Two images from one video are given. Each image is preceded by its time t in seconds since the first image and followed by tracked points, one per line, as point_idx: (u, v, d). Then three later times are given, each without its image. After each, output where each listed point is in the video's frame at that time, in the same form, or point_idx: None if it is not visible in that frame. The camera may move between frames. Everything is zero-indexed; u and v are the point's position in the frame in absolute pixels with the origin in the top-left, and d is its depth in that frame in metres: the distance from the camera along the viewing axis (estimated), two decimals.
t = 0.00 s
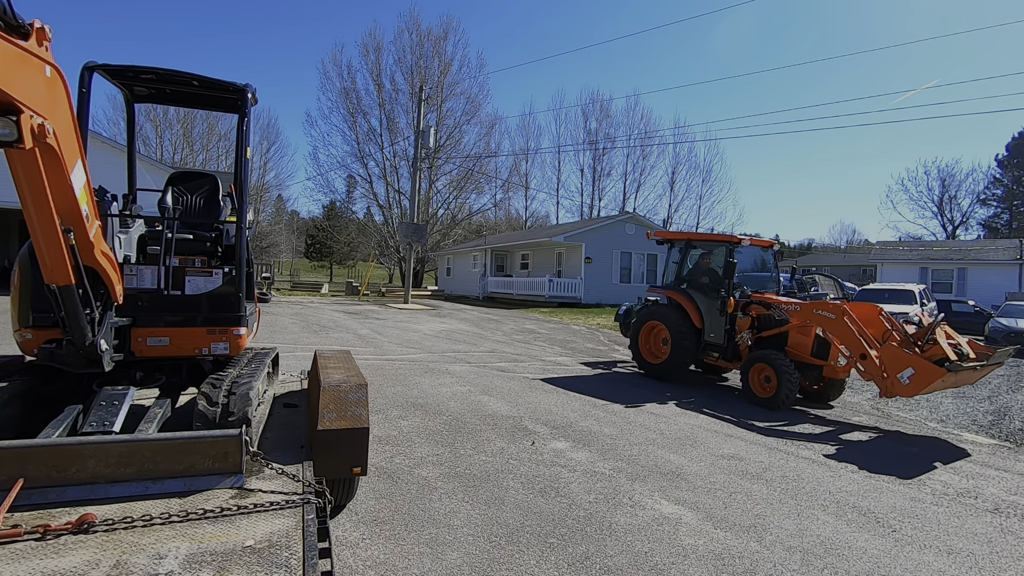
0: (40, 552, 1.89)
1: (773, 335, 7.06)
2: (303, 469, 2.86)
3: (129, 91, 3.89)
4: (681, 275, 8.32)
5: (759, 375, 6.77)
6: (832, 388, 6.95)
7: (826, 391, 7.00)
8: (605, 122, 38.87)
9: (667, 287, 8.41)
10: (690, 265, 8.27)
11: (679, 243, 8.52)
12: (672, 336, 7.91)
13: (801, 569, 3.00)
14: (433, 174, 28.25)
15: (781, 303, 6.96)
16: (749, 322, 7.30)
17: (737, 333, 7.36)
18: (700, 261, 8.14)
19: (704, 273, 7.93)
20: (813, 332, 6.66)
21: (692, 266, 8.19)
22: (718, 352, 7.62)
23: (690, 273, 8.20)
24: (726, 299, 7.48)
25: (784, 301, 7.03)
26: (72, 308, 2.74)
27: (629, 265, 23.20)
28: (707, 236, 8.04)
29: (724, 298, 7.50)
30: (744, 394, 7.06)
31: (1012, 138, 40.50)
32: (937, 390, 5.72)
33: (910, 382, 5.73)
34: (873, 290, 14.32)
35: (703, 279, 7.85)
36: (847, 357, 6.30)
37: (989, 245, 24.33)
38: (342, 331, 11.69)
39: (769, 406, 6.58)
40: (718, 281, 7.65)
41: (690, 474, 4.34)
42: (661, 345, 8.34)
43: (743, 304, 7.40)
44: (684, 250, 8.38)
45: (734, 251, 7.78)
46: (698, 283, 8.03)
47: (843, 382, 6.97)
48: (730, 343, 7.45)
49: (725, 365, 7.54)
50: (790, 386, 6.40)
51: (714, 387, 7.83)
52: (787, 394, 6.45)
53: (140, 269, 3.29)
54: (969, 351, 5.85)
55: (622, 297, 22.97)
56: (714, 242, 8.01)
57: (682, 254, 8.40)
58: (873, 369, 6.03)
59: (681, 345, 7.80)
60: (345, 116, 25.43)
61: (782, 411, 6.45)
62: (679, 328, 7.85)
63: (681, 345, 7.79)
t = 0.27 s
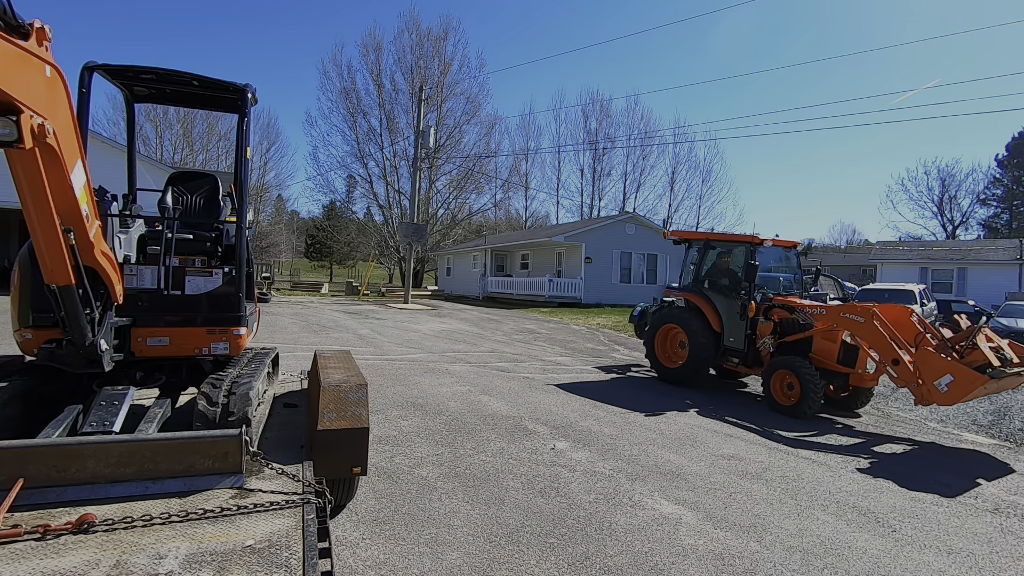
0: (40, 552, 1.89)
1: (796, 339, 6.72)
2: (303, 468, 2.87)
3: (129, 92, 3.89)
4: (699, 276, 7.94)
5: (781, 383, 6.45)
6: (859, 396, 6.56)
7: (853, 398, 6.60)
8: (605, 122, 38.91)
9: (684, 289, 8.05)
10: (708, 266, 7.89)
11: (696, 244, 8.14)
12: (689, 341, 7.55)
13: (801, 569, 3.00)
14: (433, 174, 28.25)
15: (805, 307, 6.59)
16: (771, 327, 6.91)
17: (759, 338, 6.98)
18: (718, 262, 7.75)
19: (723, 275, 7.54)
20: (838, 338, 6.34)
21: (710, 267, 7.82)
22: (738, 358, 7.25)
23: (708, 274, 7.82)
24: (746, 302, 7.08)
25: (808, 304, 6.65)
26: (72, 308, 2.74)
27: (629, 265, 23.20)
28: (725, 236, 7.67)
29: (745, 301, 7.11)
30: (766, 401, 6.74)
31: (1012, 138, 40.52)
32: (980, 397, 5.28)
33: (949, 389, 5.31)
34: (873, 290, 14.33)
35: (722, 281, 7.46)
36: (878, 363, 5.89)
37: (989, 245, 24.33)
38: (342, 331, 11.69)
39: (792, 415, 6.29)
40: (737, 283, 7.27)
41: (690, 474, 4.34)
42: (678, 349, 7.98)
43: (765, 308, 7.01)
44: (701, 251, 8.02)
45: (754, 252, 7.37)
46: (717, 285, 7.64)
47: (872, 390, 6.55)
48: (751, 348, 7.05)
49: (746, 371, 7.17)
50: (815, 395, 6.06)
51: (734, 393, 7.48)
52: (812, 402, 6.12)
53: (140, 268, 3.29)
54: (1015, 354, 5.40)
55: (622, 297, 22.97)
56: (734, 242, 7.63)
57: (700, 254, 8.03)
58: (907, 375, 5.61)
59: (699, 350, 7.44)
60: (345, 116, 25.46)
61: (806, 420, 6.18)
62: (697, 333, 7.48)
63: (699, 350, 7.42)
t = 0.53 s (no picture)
0: (40, 552, 1.89)
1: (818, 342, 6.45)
2: (304, 468, 2.86)
3: (129, 92, 3.89)
4: (716, 277, 7.70)
5: (803, 389, 6.19)
6: (886, 403, 6.24)
7: (879, 406, 6.28)
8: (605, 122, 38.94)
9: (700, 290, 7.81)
10: (725, 267, 7.64)
11: (713, 244, 7.88)
12: (706, 344, 7.32)
13: (801, 569, 3.00)
14: (433, 174, 28.25)
15: (826, 308, 6.36)
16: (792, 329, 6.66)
17: (779, 341, 6.73)
18: (736, 263, 7.50)
19: (742, 276, 7.29)
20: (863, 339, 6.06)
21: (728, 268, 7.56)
22: (756, 362, 7.00)
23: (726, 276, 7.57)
24: (765, 305, 6.84)
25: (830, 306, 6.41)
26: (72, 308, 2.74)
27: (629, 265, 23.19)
28: (743, 237, 7.39)
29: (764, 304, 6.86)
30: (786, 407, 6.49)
31: (1011, 138, 40.53)
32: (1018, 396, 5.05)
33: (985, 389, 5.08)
34: (873, 290, 14.32)
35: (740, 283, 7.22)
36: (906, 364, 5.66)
37: (989, 245, 24.34)
38: (341, 331, 11.69)
39: (814, 422, 6.00)
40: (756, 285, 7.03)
41: (690, 474, 4.34)
42: (694, 353, 7.74)
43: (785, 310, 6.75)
44: (718, 251, 7.75)
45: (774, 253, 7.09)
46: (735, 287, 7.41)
47: (899, 397, 6.22)
48: (770, 353, 6.83)
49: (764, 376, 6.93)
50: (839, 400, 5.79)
51: (752, 398, 7.23)
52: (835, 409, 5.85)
53: (140, 269, 3.30)
54: None
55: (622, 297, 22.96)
56: (752, 242, 7.34)
57: (717, 255, 7.77)
58: (939, 376, 5.37)
59: (716, 353, 7.20)
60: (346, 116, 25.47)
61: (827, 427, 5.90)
62: (714, 336, 7.24)
63: (717, 354, 7.18)
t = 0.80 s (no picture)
0: (39, 552, 1.89)
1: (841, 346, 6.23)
2: (304, 468, 2.86)
3: (129, 92, 3.89)
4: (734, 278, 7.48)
5: (825, 395, 5.98)
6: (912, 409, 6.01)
7: (903, 413, 6.06)
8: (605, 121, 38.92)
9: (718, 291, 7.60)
10: (744, 269, 7.41)
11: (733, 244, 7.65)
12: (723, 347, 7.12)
13: (800, 569, 3.00)
14: (433, 174, 28.25)
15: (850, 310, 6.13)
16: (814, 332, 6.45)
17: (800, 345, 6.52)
18: (755, 265, 7.29)
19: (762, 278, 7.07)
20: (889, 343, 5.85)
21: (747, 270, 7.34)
22: (776, 365, 6.80)
23: (744, 278, 7.37)
24: (786, 307, 6.63)
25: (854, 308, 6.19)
26: (72, 308, 2.74)
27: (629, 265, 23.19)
28: (765, 237, 7.14)
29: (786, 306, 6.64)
30: (807, 413, 6.28)
31: (1012, 138, 40.52)
32: None
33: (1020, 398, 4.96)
34: (873, 290, 14.32)
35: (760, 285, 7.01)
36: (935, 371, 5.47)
37: (989, 245, 24.33)
38: (341, 331, 11.69)
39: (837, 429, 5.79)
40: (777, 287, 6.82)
41: (690, 474, 4.34)
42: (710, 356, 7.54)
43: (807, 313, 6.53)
44: (737, 252, 7.52)
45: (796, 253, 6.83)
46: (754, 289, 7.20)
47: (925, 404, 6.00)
48: (790, 356, 6.63)
49: (783, 380, 6.73)
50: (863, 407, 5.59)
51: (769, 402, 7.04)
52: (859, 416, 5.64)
53: (141, 269, 3.30)
54: None
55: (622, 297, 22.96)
56: (772, 243, 7.10)
57: (736, 256, 7.54)
58: (971, 384, 5.22)
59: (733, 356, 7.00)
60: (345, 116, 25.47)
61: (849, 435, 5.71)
62: (732, 338, 7.04)
63: (735, 357, 6.97)
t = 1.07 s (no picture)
0: (39, 552, 1.89)
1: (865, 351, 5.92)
2: (304, 468, 2.86)
3: (129, 92, 3.89)
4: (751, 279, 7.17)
5: (848, 402, 5.68)
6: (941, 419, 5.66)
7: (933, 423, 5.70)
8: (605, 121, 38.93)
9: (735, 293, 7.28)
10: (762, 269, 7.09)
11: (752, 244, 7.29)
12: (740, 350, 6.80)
13: (801, 569, 3.00)
14: (433, 174, 28.25)
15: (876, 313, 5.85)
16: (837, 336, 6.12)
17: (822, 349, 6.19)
18: (774, 265, 6.95)
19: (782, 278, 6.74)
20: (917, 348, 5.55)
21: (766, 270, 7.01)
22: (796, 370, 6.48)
23: (763, 278, 7.01)
24: (808, 309, 6.30)
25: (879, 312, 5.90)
26: (72, 307, 2.74)
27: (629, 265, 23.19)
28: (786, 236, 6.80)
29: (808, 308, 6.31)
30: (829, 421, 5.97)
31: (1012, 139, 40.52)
32: None
33: None
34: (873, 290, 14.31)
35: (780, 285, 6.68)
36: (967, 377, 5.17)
37: (989, 245, 24.33)
38: (341, 331, 11.69)
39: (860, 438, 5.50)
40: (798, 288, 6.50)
41: (690, 474, 4.34)
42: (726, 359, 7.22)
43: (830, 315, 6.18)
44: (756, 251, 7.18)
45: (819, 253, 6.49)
46: (773, 291, 6.89)
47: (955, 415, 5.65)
48: (812, 360, 6.30)
49: (803, 386, 6.38)
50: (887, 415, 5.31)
51: (785, 407, 6.80)
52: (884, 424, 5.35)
53: (140, 268, 3.29)
54: None
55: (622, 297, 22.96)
56: (793, 242, 6.76)
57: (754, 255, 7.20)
58: (1006, 392, 4.92)
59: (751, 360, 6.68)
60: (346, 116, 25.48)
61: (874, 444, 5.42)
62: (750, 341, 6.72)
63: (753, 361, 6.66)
